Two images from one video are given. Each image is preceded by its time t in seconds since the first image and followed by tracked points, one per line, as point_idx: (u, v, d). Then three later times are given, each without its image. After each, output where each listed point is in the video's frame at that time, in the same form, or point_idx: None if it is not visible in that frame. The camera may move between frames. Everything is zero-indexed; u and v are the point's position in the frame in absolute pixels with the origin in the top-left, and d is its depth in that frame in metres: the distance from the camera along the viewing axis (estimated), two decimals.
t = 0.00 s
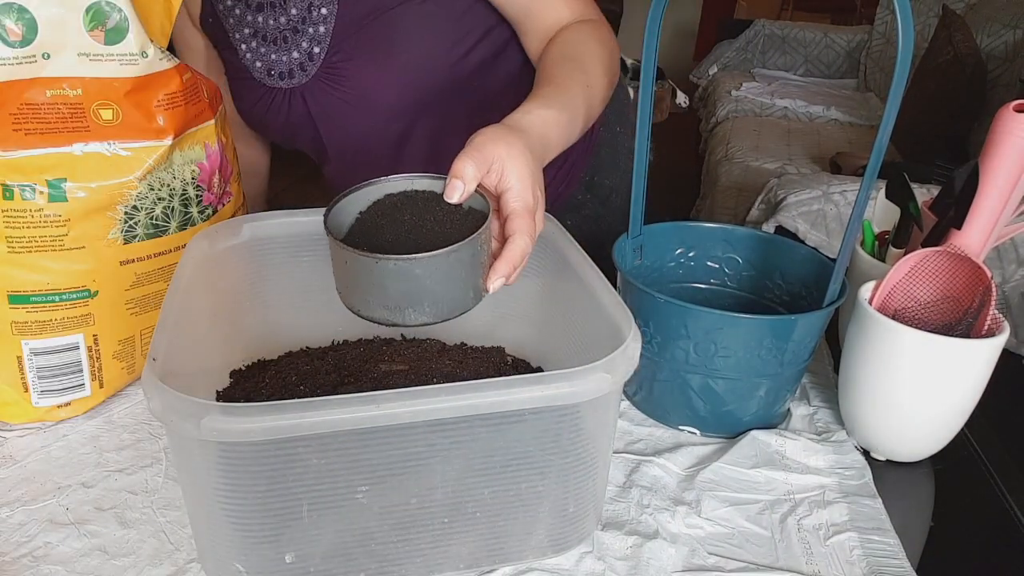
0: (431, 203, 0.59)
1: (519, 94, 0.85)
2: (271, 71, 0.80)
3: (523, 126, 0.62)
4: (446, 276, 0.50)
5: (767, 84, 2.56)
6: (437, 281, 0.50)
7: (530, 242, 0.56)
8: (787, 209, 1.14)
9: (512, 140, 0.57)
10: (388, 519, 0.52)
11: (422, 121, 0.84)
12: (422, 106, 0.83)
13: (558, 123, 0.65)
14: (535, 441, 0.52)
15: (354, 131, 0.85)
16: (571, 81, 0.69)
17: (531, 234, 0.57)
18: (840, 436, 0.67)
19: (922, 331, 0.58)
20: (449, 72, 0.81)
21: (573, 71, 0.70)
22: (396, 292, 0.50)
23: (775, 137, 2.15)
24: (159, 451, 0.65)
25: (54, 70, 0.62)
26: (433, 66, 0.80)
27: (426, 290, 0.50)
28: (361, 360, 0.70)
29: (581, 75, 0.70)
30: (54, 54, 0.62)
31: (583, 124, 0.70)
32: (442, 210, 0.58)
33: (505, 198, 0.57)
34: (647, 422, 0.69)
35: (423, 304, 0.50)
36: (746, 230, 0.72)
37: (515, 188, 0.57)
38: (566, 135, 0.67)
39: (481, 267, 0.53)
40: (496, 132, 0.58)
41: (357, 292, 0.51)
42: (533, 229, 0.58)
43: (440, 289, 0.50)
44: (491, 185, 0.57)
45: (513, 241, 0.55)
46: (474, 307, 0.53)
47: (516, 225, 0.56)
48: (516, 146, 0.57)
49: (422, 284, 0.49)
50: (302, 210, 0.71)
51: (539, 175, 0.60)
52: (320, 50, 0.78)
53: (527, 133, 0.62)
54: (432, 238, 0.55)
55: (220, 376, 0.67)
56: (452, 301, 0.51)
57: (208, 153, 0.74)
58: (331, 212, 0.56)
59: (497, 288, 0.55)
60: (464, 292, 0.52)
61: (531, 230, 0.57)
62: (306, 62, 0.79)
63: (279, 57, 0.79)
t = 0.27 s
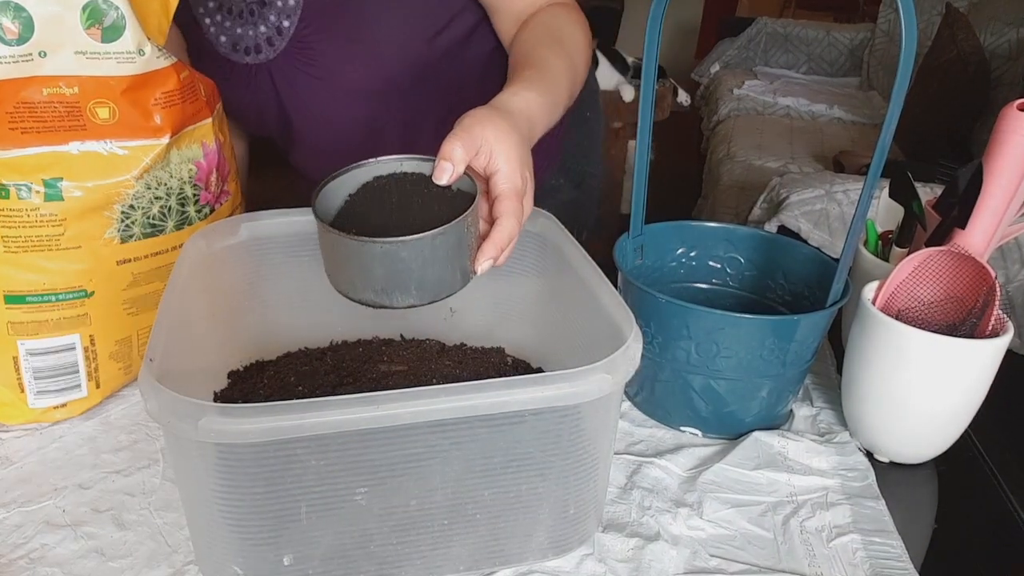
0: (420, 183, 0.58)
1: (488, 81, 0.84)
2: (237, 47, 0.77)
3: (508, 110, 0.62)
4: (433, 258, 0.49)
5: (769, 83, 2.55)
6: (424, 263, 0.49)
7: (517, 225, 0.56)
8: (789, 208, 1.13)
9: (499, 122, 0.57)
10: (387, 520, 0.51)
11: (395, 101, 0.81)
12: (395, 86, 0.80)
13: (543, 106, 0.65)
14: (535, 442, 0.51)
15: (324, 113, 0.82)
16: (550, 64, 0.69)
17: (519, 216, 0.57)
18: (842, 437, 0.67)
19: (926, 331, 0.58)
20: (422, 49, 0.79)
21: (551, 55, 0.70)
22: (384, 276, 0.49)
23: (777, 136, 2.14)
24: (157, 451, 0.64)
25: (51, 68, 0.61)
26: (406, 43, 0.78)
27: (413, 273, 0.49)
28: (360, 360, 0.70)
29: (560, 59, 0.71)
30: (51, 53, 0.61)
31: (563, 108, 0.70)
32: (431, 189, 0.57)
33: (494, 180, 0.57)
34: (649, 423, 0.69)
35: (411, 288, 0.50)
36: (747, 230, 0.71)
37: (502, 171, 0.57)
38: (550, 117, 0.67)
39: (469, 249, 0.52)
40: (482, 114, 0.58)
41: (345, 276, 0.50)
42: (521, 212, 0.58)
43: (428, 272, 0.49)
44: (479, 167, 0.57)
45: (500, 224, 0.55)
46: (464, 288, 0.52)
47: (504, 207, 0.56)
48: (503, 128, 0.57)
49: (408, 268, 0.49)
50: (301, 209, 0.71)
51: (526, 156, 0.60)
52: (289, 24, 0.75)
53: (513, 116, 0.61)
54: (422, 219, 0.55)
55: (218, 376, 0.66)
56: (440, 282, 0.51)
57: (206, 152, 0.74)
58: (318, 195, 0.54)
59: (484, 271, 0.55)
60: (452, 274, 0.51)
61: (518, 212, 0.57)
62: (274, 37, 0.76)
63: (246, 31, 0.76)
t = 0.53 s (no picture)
0: (426, 177, 0.59)
1: (476, 70, 0.83)
2: (223, 37, 0.79)
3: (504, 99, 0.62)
4: (447, 248, 0.50)
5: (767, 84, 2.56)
6: (438, 254, 0.50)
7: (525, 212, 0.58)
8: (786, 209, 1.14)
9: (500, 111, 0.58)
10: (388, 519, 0.52)
11: (380, 92, 0.82)
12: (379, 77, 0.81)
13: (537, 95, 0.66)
14: (535, 441, 0.52)
15: (310, 106, 0.82)
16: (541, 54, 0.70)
17: (526, 204, 0.58)
18: (839, 436, 0.67)
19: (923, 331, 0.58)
20: (406, 41, 0.79)
21: (542, 44, 0.71)
22: (398, 268, 0.49)
23: (774, 138, 2.15)
24: (159, 450, 0.65)
25: (55, 70, 0.62)
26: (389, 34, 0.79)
27: (428, 264, 0.50)
28: (360, 360, 0.70)
29: (551, 48, 0.71)
30: (54, 55, 0.62)
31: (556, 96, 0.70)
32: (437, 183, 0.58)
33: (499, 169, 0.58)
34: (647, 421, 0.69)
35: (426, 278, 0.50)
36: (746, 230, 0.72)
37: (506, 159, 0.58)
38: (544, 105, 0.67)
39: (480, 238, 0.53)
40: (482, 104, 0.58)
41: (359, 271, 0.50)
42: (528, 200, 0.59)
43: (442, 262, 0.50)
44: (483, 158, 0.58)
45: (509, 212, 0.56)
46: (476, 277, 0.53)
47: (512, 196, 0.57)
48: (504, 117, 0.58)
49: (424, 259, 0.49)
50: (302, 210, 0.72)
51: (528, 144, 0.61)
52: (273, 14, 0.77)
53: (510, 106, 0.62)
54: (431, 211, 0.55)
55: (220, 377, 0.67)
56: (454, 272, 0.51)
57: (209, 153, 0.74)
58: (328, 192, 0.55)
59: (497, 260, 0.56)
60: (464, 264, 0.52)
61: (526, 200, 0.58)
62: (259, 27, 0.77)
63: (231, 22, 0.78)
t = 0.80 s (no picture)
0: (420, 166, 0.59)
1: (468, 61, 0.83)
2: (217, 37, 0.79)
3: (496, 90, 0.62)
4: (442, 231, 0.50)
5: (767, 84, 2.56)
6: (433, 237, 0.49)
7: (520, 195, 0.57)
8: (787, 208, 1.14)
9: (493, 97, 0.57)
10: (388, 519, 0.51)
11: (373, 88, 0.82)
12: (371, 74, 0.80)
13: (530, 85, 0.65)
14: (535, 442, 0.52)
15: (303, 100, 0.82)
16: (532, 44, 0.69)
17: (521, 187, 0.57)
18: (840, 436, 0.67)
19: (924, 331, 0.58)
20: (397, 38, 0.79)
21: (535, 34, 0.71)
22: (392, 251, 0.49)
23: (775, 137, 2.15)
24: (158, 451, 0.65)
25: (54, 69, 0.62)
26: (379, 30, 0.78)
27: (422, 247, 0.49)
28: (360, 360, 0.70)
29: (543, 38, 0.71)
30: (53, 54, 0.61)
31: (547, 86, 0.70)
32: (431, 172, 0.58)
33: (493, 155, 0.57)
34: (647, 422, 0.69)
35: (421, 262, 0.50)
36: (746, 230, 0.72)
37: (500, 144, 0.57)
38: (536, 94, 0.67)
39: (476, 221, 0.53)
40: (475, 89, 0.58)
41: (353, 257, 0.50)
42: (523, 184, 0.58)
43: (436, 246, 0.50)
44: (476, 144, 0.58)
45: (504, 196, 0.56)
46: (471, 262, 0.53)
47: (507, 180, 0.56)
48: (497, 102, 0.57)
49: (419, 241, 0.49)
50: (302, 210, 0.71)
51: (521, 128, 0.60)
52: (264, 13, 0.76)
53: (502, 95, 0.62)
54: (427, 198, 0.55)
55: (219, 377, 0.66)
56: (449, 256, 0.51)
57: (208, 152, 0.74)
58: (320, 178, 0.55)
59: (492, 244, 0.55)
60: (459, 248, 0.52)
61: (520, 183, 0.57)
62: (250, 27, 0.77)
63: (224, 22, 0.78)
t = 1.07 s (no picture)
0: (404, 167, 0.59)
1: (462, 58, 0.82)
2: (215, 44, 0.80)
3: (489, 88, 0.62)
4: (422, 235, 0.50)
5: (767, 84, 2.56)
6: (414, 241, 0.50)
7: (503, 199, 0.57)
8: (787, 208, 1.14)
9: (480, 98, 0.57)
10: (388, 519, 0.51)
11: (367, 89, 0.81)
12: (365, 75, 0.80)
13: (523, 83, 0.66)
14: (535, 442, 0.52)
15: (296, 98, 0.82)
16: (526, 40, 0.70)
17: (504, 190, 0.57)
18: (840, 436, 0.67)
19: (924, 332, 0.58)
20: (389, 38, 0.78)
21: (528, 31, 0.71)
22: (374, 255, 0.49)
23: (775, 137, 2.15)
24: (158, 451, 0.65)
25: (53, 69, 0.62)
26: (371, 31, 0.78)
27: (403, 250, 0.49)
28: (360, 360, 0.70)
29: (537, 35, 0.71)
30: (53, 54, 0.61)
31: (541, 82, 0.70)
32: (414, 173, 0.58)
33: (477, 156, 0.57)
34: (647, 422, 0.69)
35: (402, 265, 0.50)
36: (746, 230, 0.72)
37: (485, 146, 0.57)
38: (530, 90, 0.67)
39: (457, 224, 0.53)
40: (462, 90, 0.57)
41: (336, 260, 0.50)
42: (507, 186, 0.58)
43: (418, 249, 0.50)
44: (461, 145, 0.57)
45: (486, 198, 0.56)
46: (453, 264, 0.53)
47: (490, 182, 0.56)
48: (484, 103, 0.57)
49: (400, 246, 0.49)
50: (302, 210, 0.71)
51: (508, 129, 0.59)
52: (257, 20, 0.77)
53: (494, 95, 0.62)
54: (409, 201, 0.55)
55: (219, 377, 0.66)
56: (431, 259, 0.51)
57: (208, 152, 0.74)
58: (305, 182, 0.55)
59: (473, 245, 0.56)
60: (441, 251, 0.52)
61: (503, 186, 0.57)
62: (244, 33, 0.78)
63: (221, 29, 0.79)
